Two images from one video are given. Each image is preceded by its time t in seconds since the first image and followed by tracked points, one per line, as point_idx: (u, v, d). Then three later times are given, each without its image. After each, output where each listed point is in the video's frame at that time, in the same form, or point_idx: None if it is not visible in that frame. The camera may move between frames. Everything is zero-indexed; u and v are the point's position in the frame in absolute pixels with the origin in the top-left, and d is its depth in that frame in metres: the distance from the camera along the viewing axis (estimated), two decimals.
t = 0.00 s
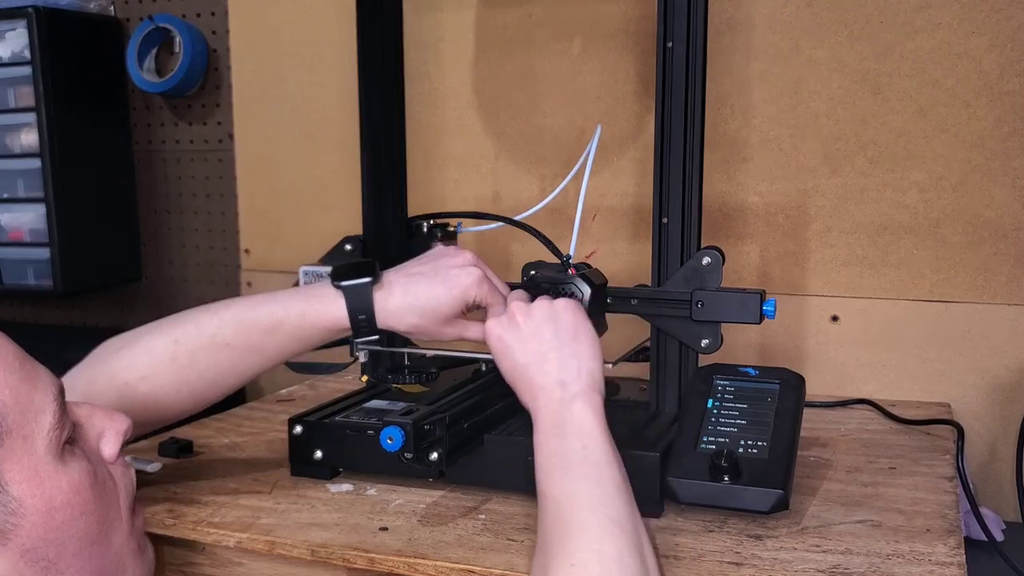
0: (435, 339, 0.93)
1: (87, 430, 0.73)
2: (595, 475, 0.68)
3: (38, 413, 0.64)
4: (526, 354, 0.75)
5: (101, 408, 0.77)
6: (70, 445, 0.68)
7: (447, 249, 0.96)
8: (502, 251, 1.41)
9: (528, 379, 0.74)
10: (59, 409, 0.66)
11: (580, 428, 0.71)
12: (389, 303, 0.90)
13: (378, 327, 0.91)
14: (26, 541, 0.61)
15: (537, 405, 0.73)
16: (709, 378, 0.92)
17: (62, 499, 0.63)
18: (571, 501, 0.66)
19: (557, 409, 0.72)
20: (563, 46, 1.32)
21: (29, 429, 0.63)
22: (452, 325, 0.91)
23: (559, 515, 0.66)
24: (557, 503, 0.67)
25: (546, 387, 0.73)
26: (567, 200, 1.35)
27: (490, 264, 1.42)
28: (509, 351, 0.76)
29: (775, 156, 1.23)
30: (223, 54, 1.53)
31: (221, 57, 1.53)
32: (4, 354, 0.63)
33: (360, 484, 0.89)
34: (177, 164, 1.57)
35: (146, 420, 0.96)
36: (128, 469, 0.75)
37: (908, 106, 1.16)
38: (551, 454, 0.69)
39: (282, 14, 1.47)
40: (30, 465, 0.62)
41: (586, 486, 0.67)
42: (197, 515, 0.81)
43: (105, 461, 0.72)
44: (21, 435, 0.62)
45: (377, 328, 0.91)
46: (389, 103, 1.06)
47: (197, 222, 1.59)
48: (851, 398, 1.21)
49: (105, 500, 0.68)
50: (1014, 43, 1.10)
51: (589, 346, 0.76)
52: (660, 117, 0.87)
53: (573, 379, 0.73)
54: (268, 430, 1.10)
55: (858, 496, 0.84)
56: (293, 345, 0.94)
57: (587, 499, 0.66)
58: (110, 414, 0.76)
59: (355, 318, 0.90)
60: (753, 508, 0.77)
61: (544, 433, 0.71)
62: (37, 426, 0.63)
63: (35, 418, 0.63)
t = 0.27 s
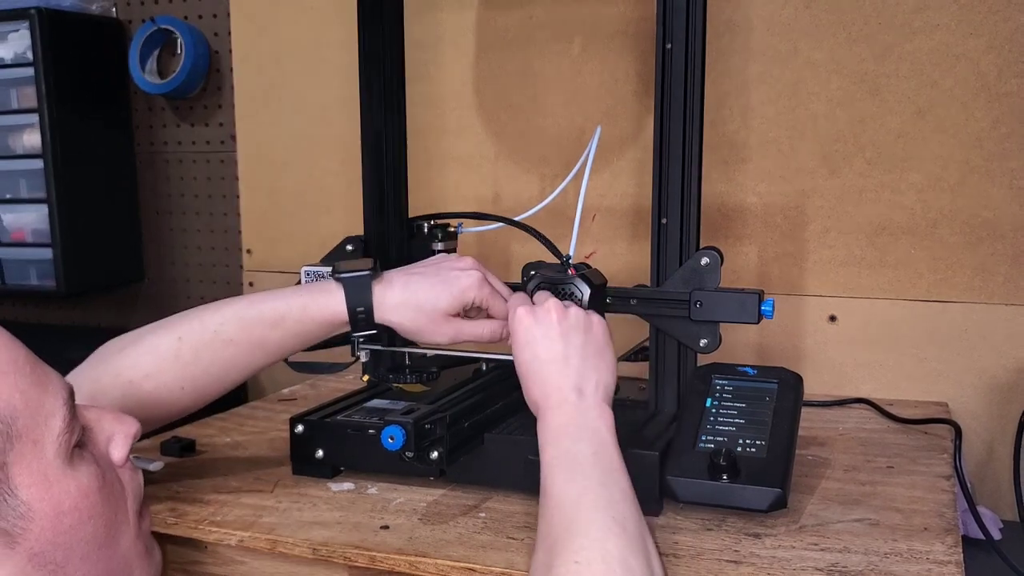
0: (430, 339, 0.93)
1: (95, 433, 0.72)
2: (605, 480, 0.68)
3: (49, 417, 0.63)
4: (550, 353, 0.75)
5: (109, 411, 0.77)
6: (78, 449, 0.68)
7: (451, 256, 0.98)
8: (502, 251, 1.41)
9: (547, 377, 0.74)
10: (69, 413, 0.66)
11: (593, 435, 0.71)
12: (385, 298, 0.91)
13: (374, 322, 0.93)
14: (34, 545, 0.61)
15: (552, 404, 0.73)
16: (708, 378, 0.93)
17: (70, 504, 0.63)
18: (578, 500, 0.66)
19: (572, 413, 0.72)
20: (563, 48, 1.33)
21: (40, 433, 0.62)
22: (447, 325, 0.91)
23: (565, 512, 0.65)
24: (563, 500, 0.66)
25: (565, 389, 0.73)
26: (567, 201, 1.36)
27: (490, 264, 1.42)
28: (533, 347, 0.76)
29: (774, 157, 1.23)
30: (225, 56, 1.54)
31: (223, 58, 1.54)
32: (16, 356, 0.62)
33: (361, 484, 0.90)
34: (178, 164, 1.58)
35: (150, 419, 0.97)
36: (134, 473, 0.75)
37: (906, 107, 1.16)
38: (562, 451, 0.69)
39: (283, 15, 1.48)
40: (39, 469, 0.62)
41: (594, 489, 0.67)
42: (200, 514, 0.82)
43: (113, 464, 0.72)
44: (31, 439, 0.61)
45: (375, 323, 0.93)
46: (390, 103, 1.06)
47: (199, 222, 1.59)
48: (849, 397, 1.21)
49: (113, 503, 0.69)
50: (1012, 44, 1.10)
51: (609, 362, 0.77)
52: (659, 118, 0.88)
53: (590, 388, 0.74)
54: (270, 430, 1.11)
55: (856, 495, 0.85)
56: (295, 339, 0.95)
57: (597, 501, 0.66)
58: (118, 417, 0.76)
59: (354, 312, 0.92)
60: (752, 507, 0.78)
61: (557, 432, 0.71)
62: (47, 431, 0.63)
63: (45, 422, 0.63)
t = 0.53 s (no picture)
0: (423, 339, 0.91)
1: (101, 436, 0.72)
2: (635, 489, 0.68)
3: (56, 421, 0.63)
4: (582, 361, 0.76)
5: (116, 413, 0.76)
6: (84, 452, 0.68)
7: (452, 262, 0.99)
8: (502, 251, 1.41)
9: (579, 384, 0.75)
10: (76, 417, 0.66)
11: (625, 444, 0.71)
12: (383, 293, 0.91)
13: (371, 319, 0.93)
14: (40, 549, 0.61)
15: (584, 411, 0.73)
16: (708, 378, 0.93)
17: (75, 508, 0.64)
18: (607, 511, 0.66)
19: (604, 421, 0.72)
20: (563, 48, 1.33)
21: (47, 438, 0.62)
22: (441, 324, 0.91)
23: (593, 521, 0.66)
24: (592, 509, 0.67)
25: (598, 396, 0.74)
26: (567, 201, 1.36)
27: (490, 264, 1.42)
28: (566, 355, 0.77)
29: (774, 157, 1.24)
30: (225, 56, 1.54)
31: (223, 58, 1.54)
32: (25, 360, 0.62)
33: (361, 484, 0.90)
34: (178, 164, 1.58)
35: (151, 417, 0.97)
36: (140, 475, 0.75)
37: (906, 106, 1.16)
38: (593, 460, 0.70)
39: (283, 15, 1.48)
40: (46, 474, 0.62)
41: (624, 499, 0.67)
42: (200, 514, 0.82)
43: (119, 468, 0.72)
44: (38, 444, 0.61)
45: (371, 320, 0.92)
46: (390, 103, 1.06)
47: (199, 222, 1.59)
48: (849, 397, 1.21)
49: (117, 507, 0.69)
50: (1012, 44, 1.10)
51: (642, 370, 0.78)
52: (659, 118, 0.88)
53: (623, 395, 0.74)
54: (270, 429, 1.11)
55: (856, 495, 0.85)
56: (294, 335, 0.95)
57: (627, 512, 0.66)
58: (125, 420, 0.75)
59: (350, 309, 0.92)
60: (752, 507, 0.78)
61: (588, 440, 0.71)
62: (54, 435, 0.63)
63: (52, 426, 0.63)
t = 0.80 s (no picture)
0: (428, 329, 0.92)
1: (103, 437, 0.72)
2: (630, 486, 0.68)
3: (58, 422, 0.63)
4: (576, 359, 0.76)
5: (117, 414, 0.76)
6: (87, 454, 0.68)
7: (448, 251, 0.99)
8: (502, 251, 1.41)
9: (573, 381, 0.75)
10: (79, 418, 0.66)
11: (619, 441, 0.71)
12: (383, 286, 0.92)
13: (373, 313, 0.93)
14: (43, 552, 0.61)
15: (577, 408, 0.73)
16: (708, 378, 0.93)
17: (78, 510, 0.63)
18: (602, 509, 0.66)
19: (598, 418, 0.72)
20: (563, 48, 1.33)
21: (49, 439, 0.62)
22: (445, 313, 0.92)
23: (589, 519, 0.66)
24: (588, 508, 0.67)
25: (592, 393, 0.74)
26: (567, 201, 1.36)
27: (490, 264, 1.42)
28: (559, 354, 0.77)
29: (774, 157, 1.24)
30: (225, 56, 1.54)
31: (223, 58, 1.54)
32: (27, 361, 0.63)
33: (361, 484, 0.90)
34: (178, 164, 1.58)
35: (150, 417, 0.97)
36: (143, 476, 0.75)
37: (906, 106, 1.16)
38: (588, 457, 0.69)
39: (283, 15, 1.48)
40: (49, 476, 0.62)
41: (619, 496, 0.67)
42: (200, 514, 0.82)
43: (121, 469, 0.72)
44: (41, 446, 0.61)
45: (373, 315, 0.92)
46: (390, 103, 1.06)
47: (199, 222, 1.59)
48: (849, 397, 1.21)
49: (121, 509, 0.68)
50: (1012, 44, 1.10)
51: (635, 367, 0.78)
52: (659, 118, 0.88)
53: (617, 392, 0.75)
54: (270, 429, 1.11)
55: (856, 495, 0.85)
56: (294, 332, 0.95)
57: (622, 509, 0.66)
58: (128, 421, 0.75)
59: (353, 304, 0.92)
60: (752, 507, 0.78)
61: (582, 438, 0.71)
62: (56, 437, 0.63)
63: (55, 428, 0.63)
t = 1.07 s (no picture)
0: (434, 333, 0.93)
1: (108, 439, 0.72)
2: (617, 484, 0.68)
3: (63, 424, 0.63)
4: (556, 359, 0.75)
5: (124, 415, 0.76)
6: (92, 456, 0.67)
7: (450, 245, 0.97)
8: (502, 251, 1.41)
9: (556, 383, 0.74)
10: (83, 420, 0.66)
11: (603, 437, 0.71)
12: (384, 298, 0.91)
13: (376, 323, 0.92)
14: (47, 553, 0.61)
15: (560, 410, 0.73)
16: (709, 377, 0.93)
17: (83, 512, 0.63)
18: (591, 510, 0.66)
19: (582, 416, 0.72)
20: (562, 47, 1.33)
21: (54, 441, 0.62)
22: (448, 319, 0.92)
23: (579, 522, 0.66)
24: (576, 510, 0.67)
25: (573, 393, 0.73)
26: (567, 201, 1.36)
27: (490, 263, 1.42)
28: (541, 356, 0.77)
29: (774, 157, 1.24)
30: (225, 56, 1.54)
31: (223, 58, 1.54)
32: (32, 363, 0.63)
33: (361, 484, 0.90)
34: (178, 164, 1.58)
35: (151, 417, 0.97)
36: (149, 478, 0.75)
37: (906, 106, 1.16)
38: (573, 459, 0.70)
39: (283, 15, 1.48)
40: (54, 478, 0.62)
41: (605, 496, 0.67)
42: (200, 514, 0.82)
43: (127, 470, 0.72)
44: (45, 447, 0.61)
45: (377, 324, 0.92)
46: (390, 104, 1.06)
47: (198, 222, 1.59)
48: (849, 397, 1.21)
49: (126, 511, 0.68)
50: (1012, 44, 1.10)
51: (617, 354, 0.77)
52: (659, 117, 0.88)
53: (600, 387, 0.74)
54: (270, 429, 1.11)
55: (856, 495, 0.85)
56: (294, 340, 0.95)
57: (609, 508, 0.66)
58: (133, 422, 0.75)
59: (355, 315, 0.91)
60: (753, 507, 0.78)
61: (567, 438, 0.71)
62: (61, 438, 0.63)
63: (59, 430, 0.63)
